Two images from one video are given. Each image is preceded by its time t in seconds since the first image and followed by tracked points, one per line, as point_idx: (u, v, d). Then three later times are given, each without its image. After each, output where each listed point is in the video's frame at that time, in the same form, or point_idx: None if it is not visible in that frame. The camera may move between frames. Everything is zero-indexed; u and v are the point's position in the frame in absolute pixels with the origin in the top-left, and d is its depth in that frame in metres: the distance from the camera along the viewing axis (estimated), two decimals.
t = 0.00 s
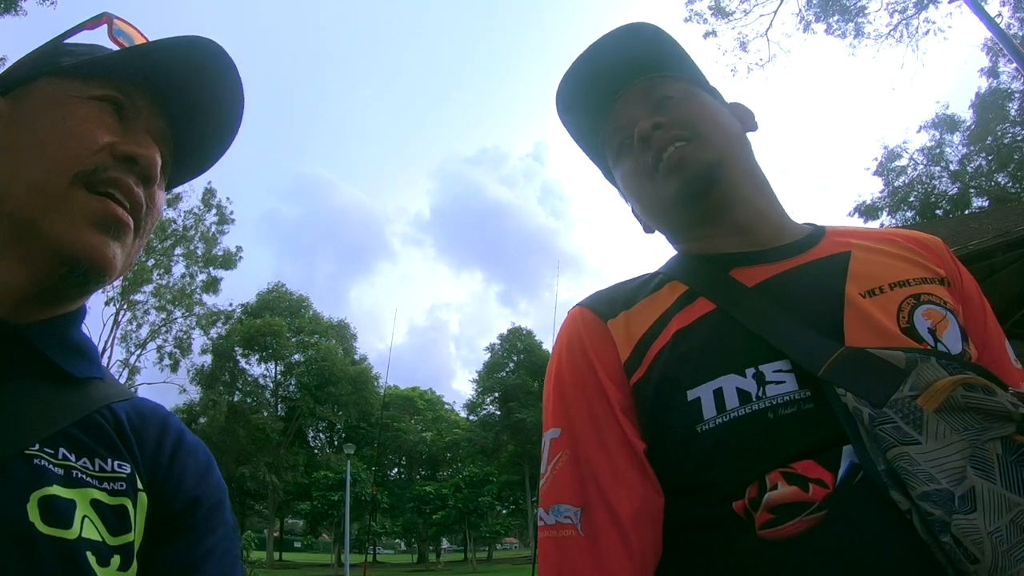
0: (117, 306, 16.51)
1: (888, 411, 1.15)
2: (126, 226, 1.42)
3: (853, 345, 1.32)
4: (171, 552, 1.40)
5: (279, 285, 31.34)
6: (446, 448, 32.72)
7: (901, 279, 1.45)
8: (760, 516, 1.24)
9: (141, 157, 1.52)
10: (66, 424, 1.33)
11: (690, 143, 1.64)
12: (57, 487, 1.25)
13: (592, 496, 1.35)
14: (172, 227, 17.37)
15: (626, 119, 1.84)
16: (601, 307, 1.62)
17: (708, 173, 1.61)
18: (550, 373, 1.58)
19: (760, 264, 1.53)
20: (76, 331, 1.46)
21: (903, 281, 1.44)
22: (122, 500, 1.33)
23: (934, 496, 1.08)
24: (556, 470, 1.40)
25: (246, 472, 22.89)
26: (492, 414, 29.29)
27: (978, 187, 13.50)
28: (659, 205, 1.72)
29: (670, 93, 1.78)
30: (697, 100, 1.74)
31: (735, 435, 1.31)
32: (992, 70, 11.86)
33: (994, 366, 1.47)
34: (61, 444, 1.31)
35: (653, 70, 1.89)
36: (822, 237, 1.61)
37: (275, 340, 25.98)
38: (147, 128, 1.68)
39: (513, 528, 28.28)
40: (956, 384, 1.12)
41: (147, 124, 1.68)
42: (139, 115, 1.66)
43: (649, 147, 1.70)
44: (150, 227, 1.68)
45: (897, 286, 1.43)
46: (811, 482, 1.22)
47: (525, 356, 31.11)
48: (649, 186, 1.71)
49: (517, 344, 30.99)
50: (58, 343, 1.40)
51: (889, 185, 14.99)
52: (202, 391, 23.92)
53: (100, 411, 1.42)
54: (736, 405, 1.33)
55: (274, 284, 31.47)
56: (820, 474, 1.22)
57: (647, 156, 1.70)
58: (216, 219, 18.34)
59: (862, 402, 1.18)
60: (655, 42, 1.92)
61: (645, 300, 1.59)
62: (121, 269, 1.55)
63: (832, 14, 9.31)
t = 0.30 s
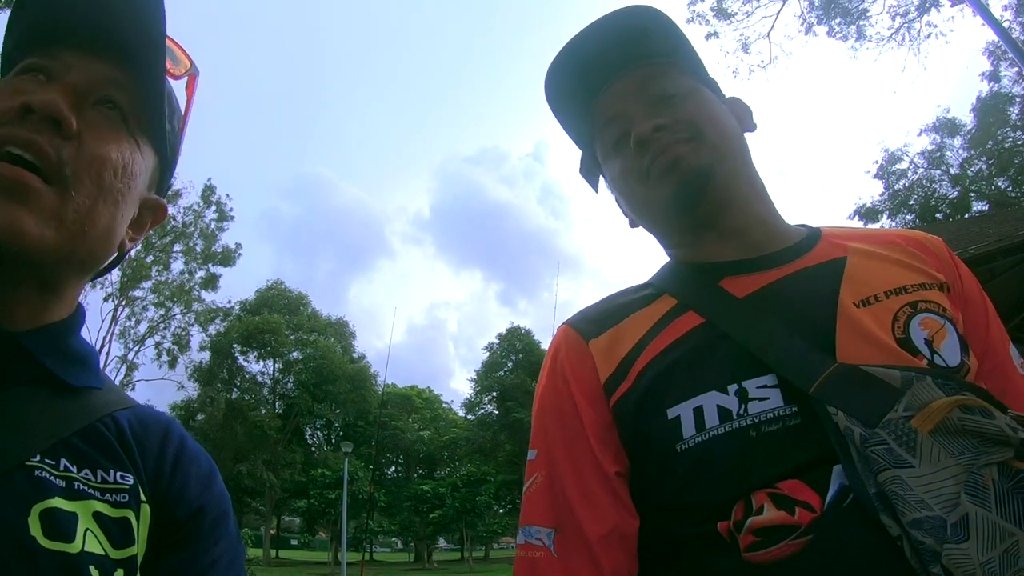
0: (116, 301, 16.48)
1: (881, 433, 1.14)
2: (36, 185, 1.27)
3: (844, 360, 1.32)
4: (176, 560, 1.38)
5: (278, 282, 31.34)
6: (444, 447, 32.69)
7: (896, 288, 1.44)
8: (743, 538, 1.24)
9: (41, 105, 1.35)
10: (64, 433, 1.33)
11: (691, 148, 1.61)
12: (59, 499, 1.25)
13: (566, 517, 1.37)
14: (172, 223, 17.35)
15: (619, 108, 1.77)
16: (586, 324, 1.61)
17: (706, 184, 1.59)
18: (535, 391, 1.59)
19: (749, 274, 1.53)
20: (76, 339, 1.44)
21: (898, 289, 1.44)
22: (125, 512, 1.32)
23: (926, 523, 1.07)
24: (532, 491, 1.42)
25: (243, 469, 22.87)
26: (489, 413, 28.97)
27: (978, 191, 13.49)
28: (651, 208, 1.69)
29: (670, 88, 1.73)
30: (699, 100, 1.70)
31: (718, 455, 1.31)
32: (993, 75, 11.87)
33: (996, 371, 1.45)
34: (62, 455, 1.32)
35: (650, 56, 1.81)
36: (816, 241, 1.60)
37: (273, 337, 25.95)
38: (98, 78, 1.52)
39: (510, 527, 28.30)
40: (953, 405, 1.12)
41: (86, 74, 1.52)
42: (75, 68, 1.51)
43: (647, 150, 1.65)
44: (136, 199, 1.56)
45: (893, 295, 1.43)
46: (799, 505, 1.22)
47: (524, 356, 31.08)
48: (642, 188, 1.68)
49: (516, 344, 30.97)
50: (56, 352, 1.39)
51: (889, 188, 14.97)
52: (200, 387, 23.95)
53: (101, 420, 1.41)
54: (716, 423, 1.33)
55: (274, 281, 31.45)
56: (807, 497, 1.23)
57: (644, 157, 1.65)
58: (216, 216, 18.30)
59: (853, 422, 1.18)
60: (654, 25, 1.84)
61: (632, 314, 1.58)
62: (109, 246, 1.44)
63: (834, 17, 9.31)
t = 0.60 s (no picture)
0: (114, 297, 16.44)
1: (864, 444, 1.14)
2: (30, 183, 1.28)
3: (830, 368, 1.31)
4: (166, 554, 1.36)
5: (277, 278, 31.32)
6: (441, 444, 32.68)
7: (887, 289, 1.42)
8: (723, 548, 1.26)
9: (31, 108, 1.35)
10: (55, 426, 1.32)
11: (703, 153, 1.57)
12: (47, 490, 1.25)
13: (557, 529, 1.42)
14: (171, 219, 17.32)
15: (630, 88, 1.70)
16: (570, 334, 1.62)
17: (714, 191, 1.56)
18: (525, 401, 1.62)
19: (736, 280, 1.52)
20: (67, 333, 1.44)
21: (888, 291, 1.42)
22: (112, 503, 1.31)
23: (907, 541, 1.07)
24: (525, 502, 1.48)
25: (240, 466, 22.86)
26: (487, 411, 29.11)
27: (977, 193, 13.51)
28: (649, 206, 1.65)
29: (689, 80, 1.67)
30: (715, 98, 1.65)
31: (700, 468, 1.32)
32: (993, 77, 11.89)
33: (993, 370, 1.42)
34: (52, 446, 1.31)
35: (672, 34, 1.73)
36: (809, 239, 1.58)
37: (272, 333, 25.91)
38: (83, 74, 1.51)
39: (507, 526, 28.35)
40: (939, 418, 1.10)
41: (71, 70, 1.50)
42: (59, 65, 1.50)
43: (657, 147, 1.60)
44: (126, 188, 1.55)
45: (882, 297, 1.41)
46: (776, 516, 1.23)
47: (522, 354, 31.11)
48: (643, 184, 1.63)
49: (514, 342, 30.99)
50: (47, 343, 1.39)
51: (889, 188, 14.94)
52: (198, 383, 23.95)
53: (92, 414, 1.40)
54: (698, 437, 1.34)
55: (273, 278, 31.42)
56: (787, 507, 1.23)
57: (652, 154, 1.61)
58: (215, 212, 18.29)
59: (837, 433, 1.18)
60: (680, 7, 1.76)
61: (620, 323, 1.57)
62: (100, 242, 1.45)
63: (835, 17, 9.30)
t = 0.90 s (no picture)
0: (113, 296, 16.42)
1: (871, 446, 1.14)
2: (54, 182, 1.27)
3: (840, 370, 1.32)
4: (162, 543, 1.33)
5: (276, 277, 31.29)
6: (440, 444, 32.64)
7: (895, 287, 1.42)
8: (732, 547, 1.27)
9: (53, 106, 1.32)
10: (50, 415, 1.32)
11: (710, 155, 1.55)
12: (41, 479, 1.25)
13: (573, 528, 1.44)
14: (170, 218, 17.30)
15: (632, 89, 1.69)
16: (582, 335, 1.63)
17: (724, 194, 1.55)
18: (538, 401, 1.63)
19: (746, 278, 1.52)
20: (58, 319, 1.42)
21: (897, 289, 1.42)
22: (107, 491, 1.31)
23: (910, 544, 1.07)
24: (541, 501, 1.48)
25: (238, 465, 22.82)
26: (486, 410, 29.28)
27: (977, 194, 13.53)
28: (656, 208, 1.64)
29: (692, 78, 1.66)
30: (720, 96, 1.64)
31: (713, 468, 1.33)
32: (992, 78, 11.91)
33: (1006, 364, 1.40)
34: (46, 435, 1.32)
35: (673, 33, 1.73)
36: (819, 235, 1.59)
37: (271, 333, 25.92)
38: (86, 69, 1.47)
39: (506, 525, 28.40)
40: (947, 420, 1.10)
41: (74, 66, 1.45)
42: (65, 57, 1.44)
43: (662, 149, 1.58)
44: (120, 176, 1.55)
45: (891, 296, 1.41)
46: (783, 517, 1.24)
47: (521, 354, 31.17)
48: (650, 186, 1.62)
49: (513, 342, 31.04)
50: (38, 331, 1.38)
51: (887, 189, 14.88)
52: (196, 383, 23.97)
53: (86, 402, 1.39)
54: (708, 439, 1.35)
55: (271, 278, 31.38)
56: (793, 507, 1.24)
57: (658, 157, 1.59)
58: (214, 212, 18.28)
59: (844, 434, 1.17)
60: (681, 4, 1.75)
61: (631, 323, 1.59)
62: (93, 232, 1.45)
63: (834, 18, 9.30)
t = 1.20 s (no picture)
0: (116, 301, 16.46)
1: (900, 438, 1.13)
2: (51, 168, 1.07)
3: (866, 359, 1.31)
4: (136, 542, 1.36)
5: (280, 282, 31.35)
6: (444, 449, 32.60)
7: (924, 274, 1.42)
8: (754, 542, 1.27)
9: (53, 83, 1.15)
10: (25, 407, 1.30)
11: (707, 148, 1.54)
12: (15, 473, 1.24)
13: (592, 521, 1.43)
14: (173, 223, 17.36)
15: (628, 89, 1.70)
16: (599, 323, 1.63)
17: (721, 179, 1.53)
18: (553, 393, 1.63)
19: (769, 266, 1.52)
20: (36, 310, 1.37)
21: (925, 276, 1.41)
22: (82, 487, 1.32)
23: (944, 539, 1.06)
24: (558, 495, 1.48)
25: (242, 470, 22.86)
26: (490, 416, 29.33)
27: (980, 196, 13.50)
28: (664, 203, 1.65)
29: (680, 70, 1.65)
30: (711, 87, 1.61)
31: (732, 460, 1.33)
32: (996, 80, 11.89)
33: None
34: (21, 428, 1.30)
35: (660, 29, 1.73)
36: (841, 223, 1.58)
37: (274, 338, 25.95)
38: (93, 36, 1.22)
39: (509, 530, 28.30)
40: (980, 409, 1.09)
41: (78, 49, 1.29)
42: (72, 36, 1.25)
43: (657, 147, 1.58)
44: (98, 173, 1.41)
45: (920, 284, 1.40)
46: (808, 509, 1.24)
47: (525, 358, 31.17)
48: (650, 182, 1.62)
49: (517, 347, 31.05)
50: (15, 322, 1.33)
51: (891, 192, 14.85)
52: (200, 388, 24.03)
53: (62, 394, 1.38)
54: (732, 430, 1.34)
55: (275, 282, 31.48)
56: (819, 501, 1.24)
57: (654, 153, 1.59)
58: (218, 216, 18.35)
59: (872, 425, 1.16)
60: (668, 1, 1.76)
61: (645, 314, 1.60)
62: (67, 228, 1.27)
63: (837, 21, 9.30)
